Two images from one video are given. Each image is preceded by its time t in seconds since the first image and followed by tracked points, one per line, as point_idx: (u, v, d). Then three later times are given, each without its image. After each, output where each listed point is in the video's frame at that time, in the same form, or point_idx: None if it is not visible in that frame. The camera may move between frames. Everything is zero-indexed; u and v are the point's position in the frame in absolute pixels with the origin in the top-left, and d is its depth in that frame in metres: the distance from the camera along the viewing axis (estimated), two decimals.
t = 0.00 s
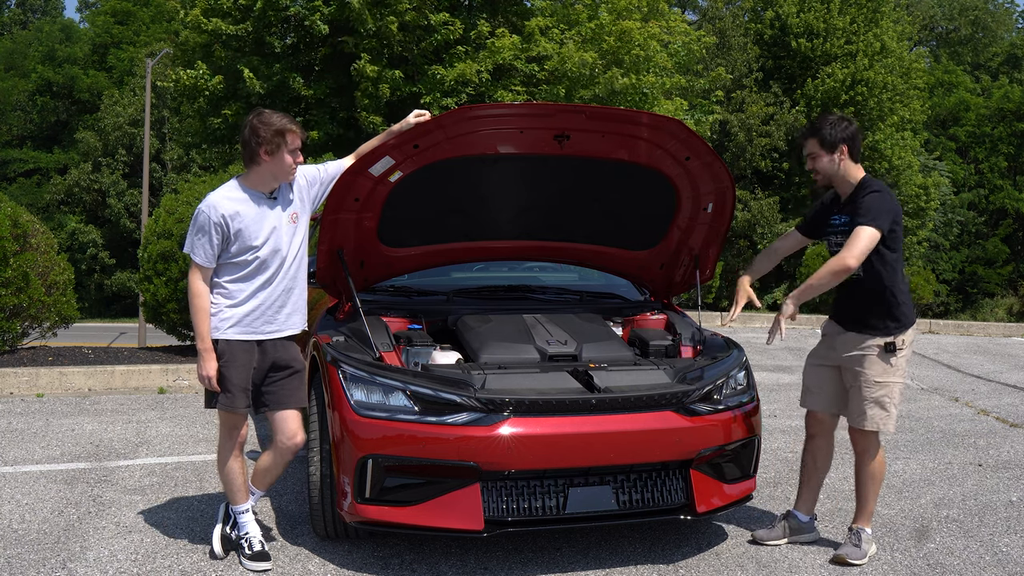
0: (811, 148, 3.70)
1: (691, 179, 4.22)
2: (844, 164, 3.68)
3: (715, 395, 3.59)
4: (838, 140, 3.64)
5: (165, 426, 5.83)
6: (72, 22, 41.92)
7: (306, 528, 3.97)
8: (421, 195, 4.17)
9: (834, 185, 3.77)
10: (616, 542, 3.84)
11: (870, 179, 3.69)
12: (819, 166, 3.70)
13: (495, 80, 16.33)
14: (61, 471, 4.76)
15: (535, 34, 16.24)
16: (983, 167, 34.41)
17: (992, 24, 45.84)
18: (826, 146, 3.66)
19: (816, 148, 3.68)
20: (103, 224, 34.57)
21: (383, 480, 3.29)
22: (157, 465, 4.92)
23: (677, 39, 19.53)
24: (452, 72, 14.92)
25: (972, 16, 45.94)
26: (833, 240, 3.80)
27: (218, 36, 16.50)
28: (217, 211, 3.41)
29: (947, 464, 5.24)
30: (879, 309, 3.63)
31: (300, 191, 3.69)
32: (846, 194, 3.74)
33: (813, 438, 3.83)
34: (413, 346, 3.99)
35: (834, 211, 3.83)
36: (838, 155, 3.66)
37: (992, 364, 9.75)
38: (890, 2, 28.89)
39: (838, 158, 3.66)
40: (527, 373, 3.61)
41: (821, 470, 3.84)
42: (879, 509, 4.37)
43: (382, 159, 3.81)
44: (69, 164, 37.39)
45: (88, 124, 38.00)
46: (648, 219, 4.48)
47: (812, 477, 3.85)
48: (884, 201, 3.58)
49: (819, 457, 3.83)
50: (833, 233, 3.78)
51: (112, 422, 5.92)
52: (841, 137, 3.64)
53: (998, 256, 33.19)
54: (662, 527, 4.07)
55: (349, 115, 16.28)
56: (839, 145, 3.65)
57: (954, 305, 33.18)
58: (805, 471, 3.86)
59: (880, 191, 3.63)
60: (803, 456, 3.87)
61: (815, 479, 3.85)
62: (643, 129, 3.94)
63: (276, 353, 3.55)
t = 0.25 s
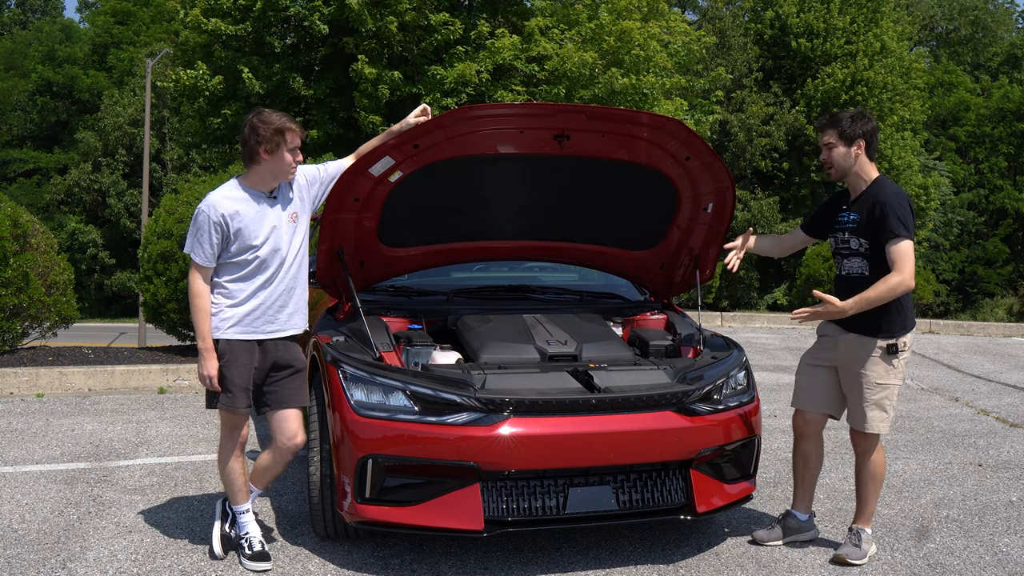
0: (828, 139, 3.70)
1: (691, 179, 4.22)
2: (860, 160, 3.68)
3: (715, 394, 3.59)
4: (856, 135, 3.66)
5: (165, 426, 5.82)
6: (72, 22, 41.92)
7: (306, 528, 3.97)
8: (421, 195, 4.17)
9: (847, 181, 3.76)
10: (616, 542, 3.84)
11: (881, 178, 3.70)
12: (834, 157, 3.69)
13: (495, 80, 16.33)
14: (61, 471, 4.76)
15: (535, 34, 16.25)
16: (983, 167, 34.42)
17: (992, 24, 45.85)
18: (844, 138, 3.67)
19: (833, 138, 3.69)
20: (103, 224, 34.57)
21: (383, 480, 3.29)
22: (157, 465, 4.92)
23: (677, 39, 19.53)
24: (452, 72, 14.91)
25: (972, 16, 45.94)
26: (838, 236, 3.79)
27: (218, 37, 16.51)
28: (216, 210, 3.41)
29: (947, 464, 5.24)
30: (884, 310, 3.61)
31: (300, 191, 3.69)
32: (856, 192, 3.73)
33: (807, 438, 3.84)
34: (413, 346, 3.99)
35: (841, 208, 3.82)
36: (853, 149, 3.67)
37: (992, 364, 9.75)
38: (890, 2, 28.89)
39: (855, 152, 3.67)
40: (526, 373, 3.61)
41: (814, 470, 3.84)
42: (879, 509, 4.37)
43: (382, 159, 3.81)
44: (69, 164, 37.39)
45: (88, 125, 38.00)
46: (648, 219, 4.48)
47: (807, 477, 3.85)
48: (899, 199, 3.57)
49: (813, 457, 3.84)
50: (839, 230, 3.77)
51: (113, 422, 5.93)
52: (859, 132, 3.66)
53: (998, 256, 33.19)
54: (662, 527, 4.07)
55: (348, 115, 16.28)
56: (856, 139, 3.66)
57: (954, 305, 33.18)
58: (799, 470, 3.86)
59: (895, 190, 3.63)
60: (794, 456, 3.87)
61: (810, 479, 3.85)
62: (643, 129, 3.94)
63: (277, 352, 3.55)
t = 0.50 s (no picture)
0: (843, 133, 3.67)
1: (691, 179, 4.22)
2: (870, 159, 3.67)
3: (715, 394, 3.59)
4: (870, 133, 3.64)
5: (165, 426, 5.83)
6: (72, 22, 41.93)
7: (306, 528, 3.97)
8: (421, 195, 4.17)
9: (854, 178, 3.75)
10: (616, 542, 3.84)
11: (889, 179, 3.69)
12: (845, 153, 3.68)
13: (495, 80, 16.33)
14: (62, 471, 4.76)
15: (535, 34, 16.25)
16: (983, 167, 34.43)
17: (992, 24, 45.87)
18: (857, 135, 3.65)
19: (848, 133, 3.66)
20: (103, 224, 34.58)
21: (383, 480, 3.29)
22: (157, 465, 4.92)
23: (677, 39, 19.53)
24: (452, 72, 14.91)
25: (972, 16, 45.94)
26: (840, 234, 3.77)
27: (218, 37, 16.52)
28: (216, 210, 3.41)
29: (947, 464, 5.24)
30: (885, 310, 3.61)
31: (300, 191, 3.69)
32: (862, 191, 3.71)
33: (803, 436, 3.84)
34: (413, 346, 3.99)
35: (842, 206, 3.79)
36: (866, 147, 3.66)
37: (992, 364, 9.75)
38: (890, 2, 28.89)
39: (866, 150, 3.65)
40: (526, 373, 3.61)
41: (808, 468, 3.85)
42: (879, 509, 4.37)
43: (382, 159, 3.81)
44: (69, 164, 37.39)
45: (88, 124, 38.00)
46: (648, 219, 4.48)
47: (799, 474, 3.85)
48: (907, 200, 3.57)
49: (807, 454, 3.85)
50: (842, 228, 3.75)
51: (113, 422, 5.92)
52: (872, 130, 3.64)
53: (998, 256, 33.20)
54: (662, 527, 4.07)
55: (348, 114, 16.27)
56: (870, 137, 3.64)
57: (954, 305, 33.20)
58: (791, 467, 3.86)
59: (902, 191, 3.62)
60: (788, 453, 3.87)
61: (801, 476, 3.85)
62: (643, 129, 3.94)
63: (277, 353, 3.55)
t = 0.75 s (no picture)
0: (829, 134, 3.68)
1: (691, 179, 4.21)
2: (856, 159, 3.67)
3: (715, 394, 3.59)
4: (855, 134, 3.64)
5: (165, 426, 5.82)
6: (72, 22, 41.94)
7: (306, 528, 3.97)
8: (421, 195, 4.17)
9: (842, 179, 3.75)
10: (616, 542, 3.85)
11: (876, 179, 3.69)
12: (830, 154, 3.68)
13: (495, 80, 16.33)
14: (61, 471, 4.76)
15: (535, 34, 16.26)
16: (983, 167, 34.43)
17: (992, 24, 45.88)
18: (843, 136, 3.65)
19: (834, 135, 3.67)
20: (103, 224, 34.59)
21: (383, 479, 3.29)
22: (157, 465, 4.92)
23: (677, 39, 19.53)
24: (452, 72, 14.91)
25: (972, 16, 45.96)
26: (827, 235, 3.79)
27: (217, 37, 16.52)
28: (215, 211, 3.42)
29: (947, 464, 5.24)
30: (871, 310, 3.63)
31: (298, 191, 3.68)
32: (850, 191, 3.72)
33: (799, 442, 3.77)
34: (413, 346, 3.99)
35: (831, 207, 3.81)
36: (852, 149, 3.66)
37: (992, 364, 9.75)
38: (890, 2, 28.90)
39: (851, 151, 3.66)
40: (526, 373, 3.61)
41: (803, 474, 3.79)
42: (879, 509, 4.37)
43: (382, 159, 3.81)
44: (69, 164, 37.39)
45: (88, 124, 38.00)
46: (648, 219, 4.47)
47: (795, 479, 3.79)
48: (888, 201, 3.59)
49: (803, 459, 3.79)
50: (830, 229, 3.77)
51: (113, 422, 5.92)
52: (858, 131, 3.64)
53: (998, 256, 33.22)
54: (662, 527, 4.07)
55: (348, 114, 16.26)
56: (855, 138, 3.64)
57: (954, 305, 33.20)
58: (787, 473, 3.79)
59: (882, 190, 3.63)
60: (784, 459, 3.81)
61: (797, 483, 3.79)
62: (643, 129, 3.94)
63: (276, 353, 3.55)
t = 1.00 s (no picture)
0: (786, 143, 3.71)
1: (691, 179, 4.22)
2: (816, 164, 3.67)
3: (715, 395, 3.59)
4: (813, 140, 3.65)
5: (165, 426, 5.82)
6: (72, 22, 41.96)
7: (306, 528, 3.97)
8: (421, 195, 4.17)
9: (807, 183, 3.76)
10: (616, 542, 3.84)
11: (841, 179, 3.69)
12: (792, 163, 3.70)
13: (495, 80, 16.33)
14: (62, 471, 4.76)
15: (535, 34, 16.27)
16: (983, 167, 34.43)
17: (992, 24, 45.87)
18: (800, 143, 3.67)
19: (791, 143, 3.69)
20: (103, 224, 34.59)
21: (383, 480, 3.29)
22: (157, 465, 4.92)
23: (677, 39, 19.52)
24: (452, 72, 14.91)
25: (972, 16, 45.96)
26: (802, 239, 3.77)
27: (217, 37, 16.53)
28: (214, 211, 3.42)
29: (947, 464, 5.24)
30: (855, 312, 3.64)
31: (298, 191, 3.68)
32: (818, 194, 3.71)
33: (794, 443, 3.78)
34: (413, 346, 3.99)
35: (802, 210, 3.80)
36: (813, 153, 3.66)
37: (992, 364, 9.75)
38: (890, 2, 28.91)
39: (811, 157, 3.66)
40: (527, 373, 3.61)
41: (802, 473, 3.79)
42: (879, 509, 4.37)
43: (382, 158, 3.81)
44: (69, 164, 37.39)
45: (88, 124, 38.00)
46: (647, 219, 4.47)
47: (793, 479, 3.79)
48: (860, 201, 3.58)
49: (801, 459, 3.79)
50: (803, 232, 3.75)
51: (113, 422, 5.92)
52: (816, 136, 3.65)
53: (999, 256, 33.22)
54: (662, 527, 4.06)
55: (348, 114, 16.25)
56: (813, 144, 3.65)
57: (954, 305, 33.21)
58: (785, 473, 3.79)
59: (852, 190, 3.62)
60: (781, 459, 3.82)
61: (796, 482, 3.78)
62: (643, 129, 3.94)
63: (275, 352, 3.55)
